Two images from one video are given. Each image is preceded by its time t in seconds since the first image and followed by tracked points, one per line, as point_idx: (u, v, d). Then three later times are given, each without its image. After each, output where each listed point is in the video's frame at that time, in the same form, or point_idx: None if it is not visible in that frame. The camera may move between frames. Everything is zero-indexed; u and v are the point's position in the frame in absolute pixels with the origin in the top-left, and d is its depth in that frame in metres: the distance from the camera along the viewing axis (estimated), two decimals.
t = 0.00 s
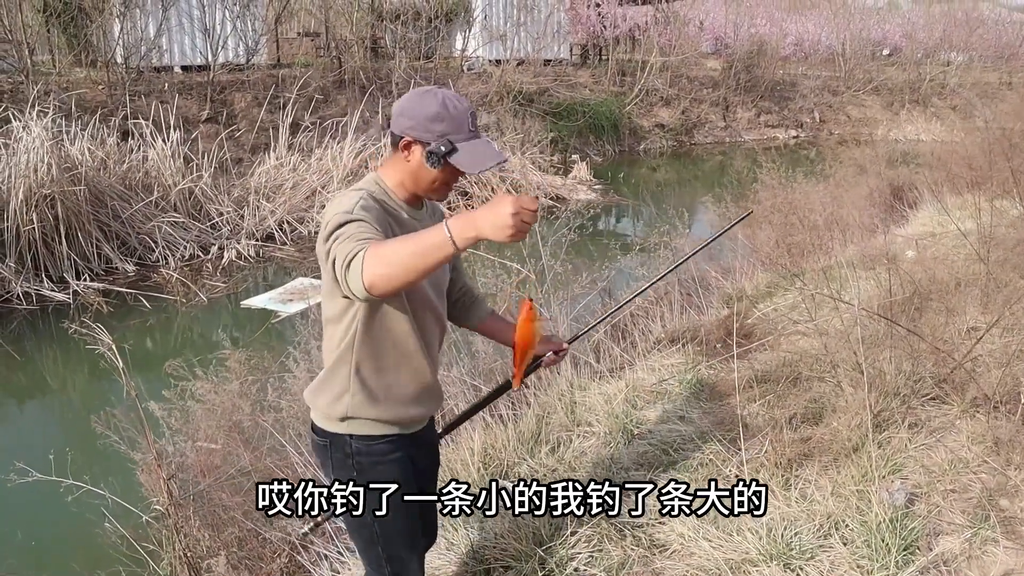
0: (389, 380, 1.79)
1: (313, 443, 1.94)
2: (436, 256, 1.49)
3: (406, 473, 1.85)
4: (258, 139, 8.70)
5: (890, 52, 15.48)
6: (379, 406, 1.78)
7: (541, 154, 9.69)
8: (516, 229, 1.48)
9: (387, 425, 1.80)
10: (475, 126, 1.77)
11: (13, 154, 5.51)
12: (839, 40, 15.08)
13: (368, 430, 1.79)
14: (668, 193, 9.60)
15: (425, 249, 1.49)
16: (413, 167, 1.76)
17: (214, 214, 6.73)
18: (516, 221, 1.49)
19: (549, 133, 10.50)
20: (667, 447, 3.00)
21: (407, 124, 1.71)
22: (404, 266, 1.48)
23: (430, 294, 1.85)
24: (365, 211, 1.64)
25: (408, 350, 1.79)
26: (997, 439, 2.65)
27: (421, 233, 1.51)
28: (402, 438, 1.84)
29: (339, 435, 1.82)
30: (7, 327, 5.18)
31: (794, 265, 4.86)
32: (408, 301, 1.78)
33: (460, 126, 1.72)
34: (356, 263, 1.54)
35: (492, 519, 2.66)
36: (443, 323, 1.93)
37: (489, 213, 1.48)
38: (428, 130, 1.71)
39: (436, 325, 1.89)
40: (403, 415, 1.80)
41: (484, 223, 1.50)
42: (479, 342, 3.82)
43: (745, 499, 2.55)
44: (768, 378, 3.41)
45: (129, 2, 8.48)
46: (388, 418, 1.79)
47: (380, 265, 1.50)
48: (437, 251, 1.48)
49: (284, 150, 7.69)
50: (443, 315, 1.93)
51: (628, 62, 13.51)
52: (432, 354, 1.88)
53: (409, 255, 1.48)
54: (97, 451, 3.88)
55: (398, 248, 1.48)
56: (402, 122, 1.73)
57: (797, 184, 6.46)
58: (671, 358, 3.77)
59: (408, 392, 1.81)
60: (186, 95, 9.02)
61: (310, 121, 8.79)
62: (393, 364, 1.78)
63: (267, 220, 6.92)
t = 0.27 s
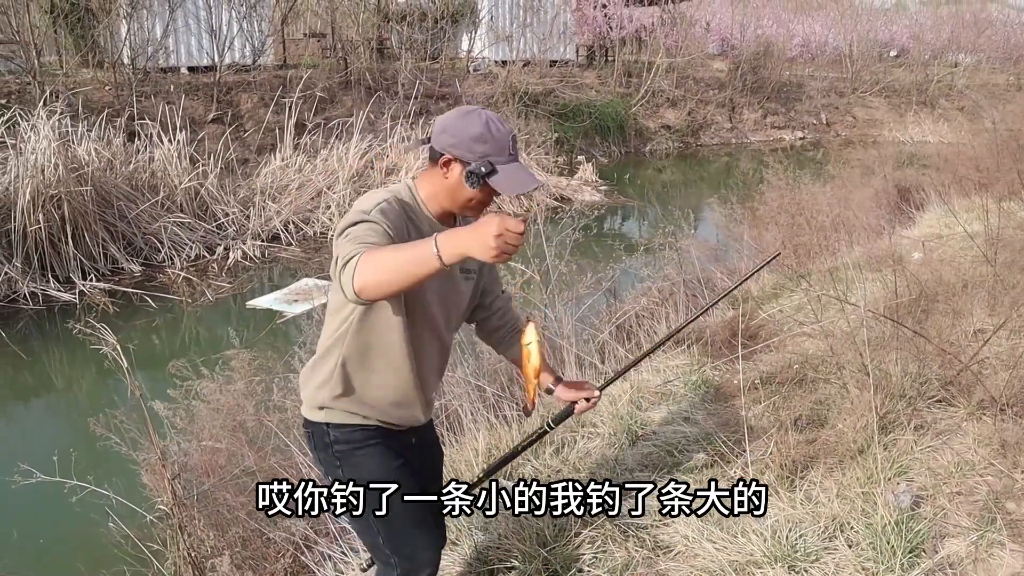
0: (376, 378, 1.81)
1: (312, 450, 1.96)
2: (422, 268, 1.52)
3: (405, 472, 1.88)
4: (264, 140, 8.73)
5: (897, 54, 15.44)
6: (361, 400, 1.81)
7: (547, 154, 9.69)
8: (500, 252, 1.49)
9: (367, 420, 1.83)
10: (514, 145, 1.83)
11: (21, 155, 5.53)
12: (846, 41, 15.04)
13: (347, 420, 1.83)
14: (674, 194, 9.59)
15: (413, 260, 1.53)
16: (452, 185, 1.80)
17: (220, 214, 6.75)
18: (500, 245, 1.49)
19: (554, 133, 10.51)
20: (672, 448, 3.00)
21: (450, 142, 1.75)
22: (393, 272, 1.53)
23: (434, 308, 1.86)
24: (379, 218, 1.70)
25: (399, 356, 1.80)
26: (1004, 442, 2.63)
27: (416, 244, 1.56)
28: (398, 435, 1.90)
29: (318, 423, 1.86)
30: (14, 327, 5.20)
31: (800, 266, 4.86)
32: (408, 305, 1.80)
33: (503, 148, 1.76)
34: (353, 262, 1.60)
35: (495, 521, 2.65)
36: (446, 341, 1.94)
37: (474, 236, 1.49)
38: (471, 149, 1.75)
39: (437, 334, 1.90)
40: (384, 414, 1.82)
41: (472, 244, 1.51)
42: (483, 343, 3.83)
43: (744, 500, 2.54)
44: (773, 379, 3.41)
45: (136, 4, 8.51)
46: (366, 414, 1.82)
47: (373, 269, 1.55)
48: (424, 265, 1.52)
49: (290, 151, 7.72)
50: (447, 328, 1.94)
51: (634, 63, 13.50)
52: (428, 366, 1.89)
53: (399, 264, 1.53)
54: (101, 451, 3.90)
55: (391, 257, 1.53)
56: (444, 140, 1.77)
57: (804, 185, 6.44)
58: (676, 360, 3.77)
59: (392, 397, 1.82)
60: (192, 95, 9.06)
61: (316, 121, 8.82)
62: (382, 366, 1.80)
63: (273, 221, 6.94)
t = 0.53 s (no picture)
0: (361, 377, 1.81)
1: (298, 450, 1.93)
2: (401, 282, 1.55)
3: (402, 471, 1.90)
4: (268, 137, 8.74)
5: (902, 51, 15.38)
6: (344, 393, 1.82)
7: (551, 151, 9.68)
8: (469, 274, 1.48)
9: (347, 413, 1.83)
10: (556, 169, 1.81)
11: (26, 153, 5.55)
12: (851, 38, 14.96)
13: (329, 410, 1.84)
14: (678, 191, 9.58)
15: (396, 272, 1.57)
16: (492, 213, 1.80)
17: (224, 211, 6.76)
18: (472, 271, 1.48)
19: (558, 131, 10.50)
20: (676, 445, 2.99)
21: (493, 170, 1.74)
22: (380, 282, 1.58)
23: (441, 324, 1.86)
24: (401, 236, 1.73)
25: (392, 365, 1.79)
26: (1011, 440, 2.61)
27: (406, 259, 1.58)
28: (392, 433, 1.91)
29: (302, 413, 1.86)
30: (19, 324, 5.22)
31: (805, 263, 4.85)
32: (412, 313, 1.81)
33: (546, 177, 1.75)
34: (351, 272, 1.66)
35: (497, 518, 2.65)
36: (447, 359, 1.93)
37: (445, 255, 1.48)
38: (514, 177, 1.74)
39: (436, 348, 1.89)
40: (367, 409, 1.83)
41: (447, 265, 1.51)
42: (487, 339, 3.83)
43: (744, 499, 2.52)
44: (777, 375, 3.41)
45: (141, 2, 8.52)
46: (349, 407, 1.83)
47: (365, 277, 1.61)
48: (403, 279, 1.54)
49: (294, 148, 7.72)
50: (450, 345, 1.92)
51: (638, 60, 13.48)
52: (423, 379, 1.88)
53: (385, 277, 1.57)
54: (105, 448, 3.91)
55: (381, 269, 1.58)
56: (487, 168, 1.77)
57: (809, 181, 6.42)
58: (680, 357, 3.77)
59: (377, 401, 1.83)
60: (197, 93, 9.07)
61: (320, 119, 8.83)
62: (373, 370, 1.80)
63: (277, 218, 6.95)
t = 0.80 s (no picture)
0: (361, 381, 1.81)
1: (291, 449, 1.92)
2: (389, 301, 1.54)
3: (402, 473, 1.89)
4: (270, 132, 8.73)
5: (906, 46, 15.34)
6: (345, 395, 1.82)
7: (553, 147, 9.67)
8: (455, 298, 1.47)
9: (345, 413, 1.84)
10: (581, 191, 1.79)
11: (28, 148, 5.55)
12: (854, 34, 14.91)
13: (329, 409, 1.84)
14: (680, 186, 9.57)
15: (384, 290, 1.56)
16: (517, 237, 1.75)
17: (226, 206, 6.77)
18: (459, 295, 1.48)
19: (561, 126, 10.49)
20: (677, 439, 2.99)
21: (522, 196, 1.70)
22: (368, 298, 1.57)
23: (446, 335, 1.85)
24: (408, 250, 1.72)
25: (392, 372, 1.80)
26: (1014, 435, 2.60)
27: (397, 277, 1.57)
28: (391, 436, 1.90)
29: (299, 411, 1.86)
30: (22, 318, 5.22)
31: (807, 258, 4.84)
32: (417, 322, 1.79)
33: (576, 201, 1.71)
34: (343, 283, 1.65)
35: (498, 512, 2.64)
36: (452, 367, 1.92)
37: (435, 277, 1.48)
38: (543, 201, 1.70)
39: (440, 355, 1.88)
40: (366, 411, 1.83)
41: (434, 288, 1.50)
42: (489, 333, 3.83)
43: (708, 500, 2.49)
44: (778, 370, 3.41)
45: None
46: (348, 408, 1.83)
47: (353, 293, 1.59)
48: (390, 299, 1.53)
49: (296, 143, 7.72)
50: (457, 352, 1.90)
51: (640, 55, 13.46)
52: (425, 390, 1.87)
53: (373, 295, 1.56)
54: (106, 442, 3.91)
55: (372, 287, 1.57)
56: (514, 191, 1.72)
57: (812, 176, 6.41)
58: (682, 352, 3.77)
59: (376, 405, 1.83)
60: (199, 88, 9.07)
61: (322, 114, 8.83)
62: (374, 376, 1.80)
63: (279, 213, 6.95)
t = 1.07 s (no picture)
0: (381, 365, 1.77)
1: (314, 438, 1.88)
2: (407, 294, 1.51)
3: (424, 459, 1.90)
4: (270, 123, 8.72)
5: (907, 38, 15.29)
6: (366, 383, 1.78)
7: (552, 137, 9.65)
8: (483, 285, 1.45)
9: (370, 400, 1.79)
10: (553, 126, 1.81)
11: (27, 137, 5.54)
12: (855, 25, 14.87)
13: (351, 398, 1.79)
14: (680, 178, 9.55)
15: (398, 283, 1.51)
16: (507, 184, 1.74)
17: (225, 197, 6.77)
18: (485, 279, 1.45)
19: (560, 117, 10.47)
20: (677, 430, 2.99)
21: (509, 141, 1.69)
22: (382, 292, 1.52)
23: (452, 306, 1.82)
24: (401, 230, 1.65)
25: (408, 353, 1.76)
26: (1012, 426, 2.61)
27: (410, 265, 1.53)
28: (414, 418, 1.88)
29: (321, 399, 1.80)
30: (22, 309, 5.22)
31: (807, 249, 4.85)
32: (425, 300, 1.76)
33: (557, 134, 1.73)
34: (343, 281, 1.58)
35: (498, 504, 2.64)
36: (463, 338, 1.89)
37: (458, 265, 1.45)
38: (529, 143, 1.70)
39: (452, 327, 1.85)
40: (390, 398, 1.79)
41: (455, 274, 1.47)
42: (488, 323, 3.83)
43: (708, 500, 2.48)
44: (776, 361, 3.42)
45: None
46: (370, 395, 1.78)
47: (364, 289, 1.53)
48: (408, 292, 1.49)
49: (295, 134, 7.71)
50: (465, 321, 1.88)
51: (641, 46, 13.44)
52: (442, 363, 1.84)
53: (387, 290, 1.51)
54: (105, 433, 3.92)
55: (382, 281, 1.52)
56: (497, 138, 1.71)
57: (812, 167, 6.40)
58: (681, 343, 3.78)
59: (397, 388, 1.79)
60: (198, 78, 9.05)
61: (321, 104, 8.81)
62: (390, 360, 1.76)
63: (278, 204, 6.95)
